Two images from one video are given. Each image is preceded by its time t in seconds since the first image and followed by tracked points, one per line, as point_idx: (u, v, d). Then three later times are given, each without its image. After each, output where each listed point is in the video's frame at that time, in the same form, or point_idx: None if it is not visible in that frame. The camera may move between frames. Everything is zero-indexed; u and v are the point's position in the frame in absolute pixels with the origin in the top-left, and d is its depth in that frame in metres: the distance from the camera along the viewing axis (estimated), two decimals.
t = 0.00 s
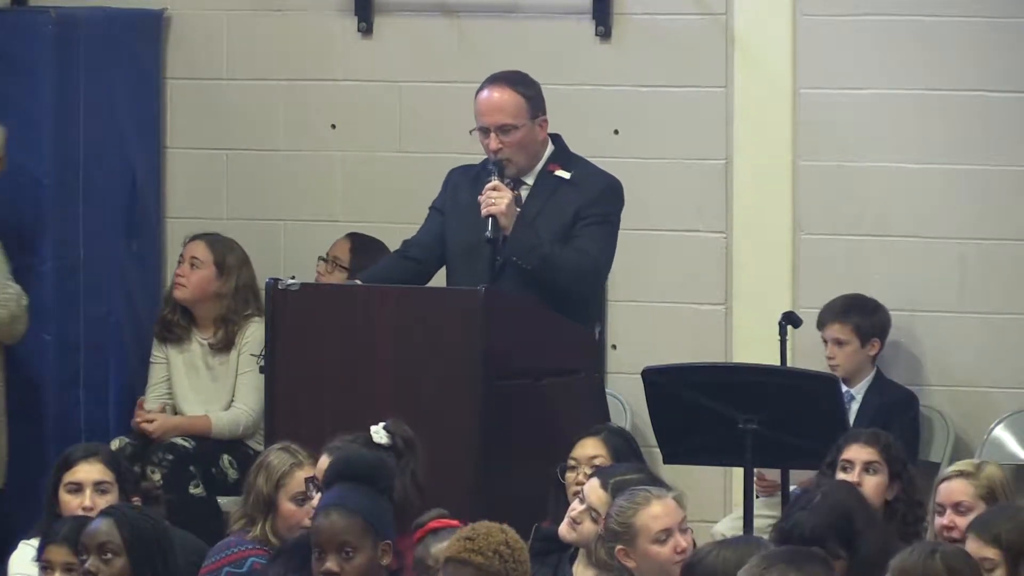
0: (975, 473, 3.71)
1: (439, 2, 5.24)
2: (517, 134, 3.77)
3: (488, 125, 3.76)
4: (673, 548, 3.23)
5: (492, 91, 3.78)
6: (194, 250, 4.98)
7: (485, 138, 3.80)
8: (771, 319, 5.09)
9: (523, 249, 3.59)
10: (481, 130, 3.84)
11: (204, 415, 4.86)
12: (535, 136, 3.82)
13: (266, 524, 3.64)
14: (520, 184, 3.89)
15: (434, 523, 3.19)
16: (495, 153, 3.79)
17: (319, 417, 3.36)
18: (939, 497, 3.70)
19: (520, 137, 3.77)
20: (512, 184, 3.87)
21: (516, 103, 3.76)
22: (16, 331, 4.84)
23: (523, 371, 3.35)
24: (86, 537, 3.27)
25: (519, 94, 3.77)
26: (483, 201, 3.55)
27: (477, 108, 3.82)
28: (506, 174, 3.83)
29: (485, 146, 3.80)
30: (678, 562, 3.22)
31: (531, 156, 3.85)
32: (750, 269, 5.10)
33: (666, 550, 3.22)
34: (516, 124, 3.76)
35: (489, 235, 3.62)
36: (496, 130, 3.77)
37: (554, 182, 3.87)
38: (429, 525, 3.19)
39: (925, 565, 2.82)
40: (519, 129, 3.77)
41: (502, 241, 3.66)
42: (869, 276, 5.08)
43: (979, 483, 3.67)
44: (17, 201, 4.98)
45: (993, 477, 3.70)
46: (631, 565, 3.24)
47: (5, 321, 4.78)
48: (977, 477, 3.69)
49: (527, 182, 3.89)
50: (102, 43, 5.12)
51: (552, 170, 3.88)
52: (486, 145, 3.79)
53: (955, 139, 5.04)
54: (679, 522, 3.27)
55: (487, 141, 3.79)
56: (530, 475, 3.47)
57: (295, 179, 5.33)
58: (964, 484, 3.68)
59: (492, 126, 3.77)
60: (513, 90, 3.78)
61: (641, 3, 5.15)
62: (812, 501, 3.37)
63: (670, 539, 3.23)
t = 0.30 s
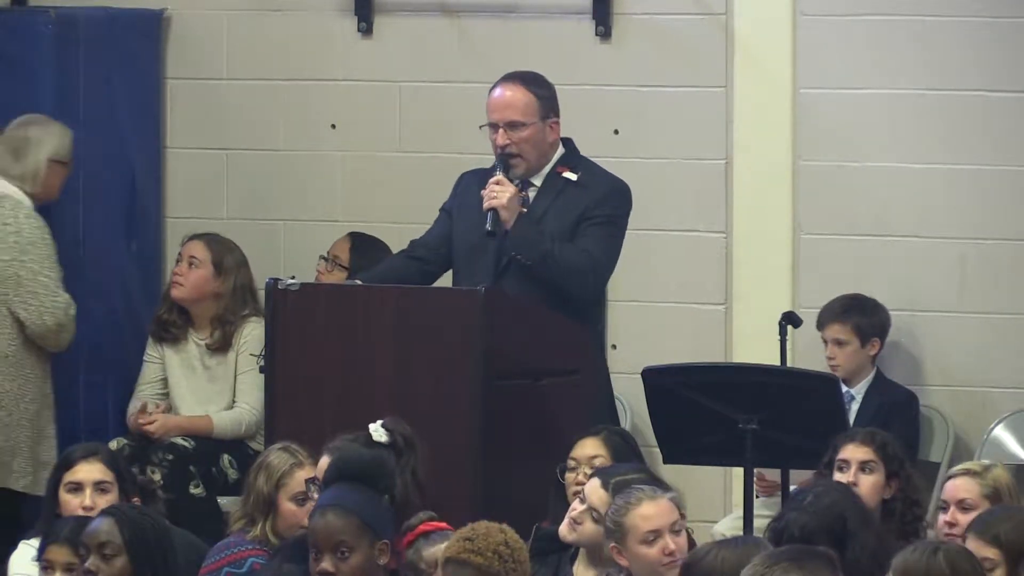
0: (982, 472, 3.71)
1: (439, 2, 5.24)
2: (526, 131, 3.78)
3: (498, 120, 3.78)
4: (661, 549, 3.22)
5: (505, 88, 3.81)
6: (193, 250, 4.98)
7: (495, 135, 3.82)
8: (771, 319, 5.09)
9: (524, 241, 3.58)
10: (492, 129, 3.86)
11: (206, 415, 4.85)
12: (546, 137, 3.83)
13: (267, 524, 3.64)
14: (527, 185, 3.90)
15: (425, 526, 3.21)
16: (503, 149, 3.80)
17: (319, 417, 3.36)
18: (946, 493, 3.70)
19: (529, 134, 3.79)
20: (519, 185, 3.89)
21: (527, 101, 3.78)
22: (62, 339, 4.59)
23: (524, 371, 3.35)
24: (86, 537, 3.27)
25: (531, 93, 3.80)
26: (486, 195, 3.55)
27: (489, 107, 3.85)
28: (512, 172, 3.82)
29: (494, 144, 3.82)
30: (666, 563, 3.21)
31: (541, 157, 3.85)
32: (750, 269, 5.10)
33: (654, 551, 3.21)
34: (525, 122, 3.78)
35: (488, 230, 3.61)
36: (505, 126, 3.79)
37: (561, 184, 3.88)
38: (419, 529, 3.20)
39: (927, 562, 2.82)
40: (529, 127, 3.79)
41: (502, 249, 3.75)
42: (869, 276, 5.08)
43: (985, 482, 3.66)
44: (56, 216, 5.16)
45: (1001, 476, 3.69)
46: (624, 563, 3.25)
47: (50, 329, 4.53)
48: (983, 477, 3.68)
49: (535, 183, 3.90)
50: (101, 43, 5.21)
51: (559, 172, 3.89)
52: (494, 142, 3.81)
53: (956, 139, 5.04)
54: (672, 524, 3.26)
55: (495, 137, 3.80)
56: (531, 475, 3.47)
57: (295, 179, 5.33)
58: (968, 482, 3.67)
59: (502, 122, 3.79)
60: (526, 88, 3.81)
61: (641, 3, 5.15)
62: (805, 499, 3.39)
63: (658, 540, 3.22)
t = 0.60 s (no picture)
0: (990, 476, 3.69)
1: (439, 2, 5.24)
2: (529, 129, 3.79)
3: (503, 116, 3.80)
4: (638, 554, 3.21)
5: (515, 85, 3.83)
6: (198, 247, 4.98)
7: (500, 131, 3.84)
8: (771, 319, 5.09)
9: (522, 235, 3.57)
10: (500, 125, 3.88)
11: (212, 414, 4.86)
12: (552, 136, 3.84)
13: (267, 524, 3.64)
14: (532, 185, 3.91)
15: (428, 526, 3.23)
16: (507, 146, 3.82)
17: (319, 417, 3.36)
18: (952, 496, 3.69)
19: (533, 133, 3.80)
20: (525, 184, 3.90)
21: (533, 99, 3.79)
22: (78, 348, 4.58)
23: (524, 371, 3.35)
24: (86, 537, 3.27)
25: (538, 92, 3.81)
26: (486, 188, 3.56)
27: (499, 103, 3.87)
28: (513, 169, 3.83)
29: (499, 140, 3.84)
30: (641, 568, 3.21)
31: (545, 156, 3.86)
32: (750, 269, 5.10)
33: (631, 555, 3.22)
34: (529, 121, 3.79)
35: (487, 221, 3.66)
36: (510, 123, 3.80)
37: (565, 185, 3.88)
38: (423, 530, 3.22)
39: (928, 564, 2.81)
40: (534, 126, 3.80)
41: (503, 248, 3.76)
42: (869, 276, 5.08)
43: (991, 486, 3.65)
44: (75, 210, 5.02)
45: (1007, 483, 3.67)
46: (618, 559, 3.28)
47: (69, 337, 4.52)
48: (990, 481, 3.67)
49: (539, 183, 3.91)
50: (101, 44, 5.15)
51: (564, 173, 3.89)
52: (499, 137, 3.82)
53: (956, 139, 5.04)
54: (657, 531, 3.22)
55: (500, 133, 3.82)
56: (531, 476, 3.47)
57: (296, 179, 5.33)
58: (975, 485, 3.66)
59: (507, 118, 3.80)
60: (534, 87, 3.82)
61: (641, 3, 5.15)
62: (802, 500, 3.40)
63: (638, 544, 3.21)
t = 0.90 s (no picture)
0: (993, 479, 3.68)
1: (439, 2, 5.24)
2: (530, 125, 3.80)
3: (504, 112, 3.81)
4: (633, 553, 3.22)
5: (520, 81, 3.83)
6: (205, 247, 5.00)
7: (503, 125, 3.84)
8: (771, 319, 5.09)
9: (516, 230, 3.57)
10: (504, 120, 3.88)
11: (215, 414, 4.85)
12: (554, 132, 3.84)
13: (267, 524, 3.63)
14: (532, 184, 3.92)
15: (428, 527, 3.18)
16: (507, 141, 3.82)
17: (318, 417, 3.35)
18: (954, 498, 3.68)
19: (534, 129, 3.80)
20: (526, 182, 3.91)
21: (535, 95, 3.79)
22: (88, 352, 4.57)
23: (524, 371, 3.34)
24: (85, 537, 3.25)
25: (541, 88, 3.81)
26: (484, 183, 3.58)
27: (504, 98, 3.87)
28: (513, 164, 3.83)
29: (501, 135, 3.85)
30: (635, 568, 3.21)
31: (547, 153, 3.86)
32: (750, 270, 5.10)
33: (626, 553, 3.23)
34: (531, 117, 3.79)
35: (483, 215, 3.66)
36: (512, 118, 3.81)
37: (565, 183, 3.89)
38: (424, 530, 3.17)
39: (929, 565, 2.79)
40: (536, 122, 3.80)
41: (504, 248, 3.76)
42: (869, 277, 5.08)
43: (993, 491, 3.63)
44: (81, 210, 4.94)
45: (1010, 486, 3.65)
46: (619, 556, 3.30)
47: (78, 340, 4.51)
48: (991, 485, 3.65)
49: (540, 181, 3.92)
50: (102, 43, 5.13)
51: (564, 172, 3.89)
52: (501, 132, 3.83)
53: (956, 139, 5.04)
54: (652, 531, 3.22)
55: (502, 127, 3.82)
56: (531, 476, 3.47)
57: (296, 179, 5.33)
58: (976, 488, 3.64)
59: (510, 113, 3.81)
60: (537, 83, 3.82)
61: (641, 3, 5.15)
62: (801, 500, 3.41)
63: (633, 544, 3.22)
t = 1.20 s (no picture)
0: (993, 481, 3.66)
1: (439, 2, 5.24)
2: (534, 122, 3.80)
3: (509, 108, 3.81)
4: (631, 552, 3.22)
5: (527, 79, 3.84)
6: (209, 247, 5.00)
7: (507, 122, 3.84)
8: (771, 319, 5.09)
9: (515, 226, 3.57)
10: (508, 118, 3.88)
11: (217, 415, 4.87)
12: (558, 131, 3.84)
13: (267, 524, 3.63)
14: (533, 182, 3.92)
15: (430, 527, 3.18)
16: (510, 137, 3.82)
17: (319, 417, 3.35)
18: (954, 498, 3.68)
19: (538, 126, 3.80)
20: (527, 181, 3.91)
21: (541, 93, 3.79)
22: (95, 354, 4.57)
23: (524, 371, 3.34)
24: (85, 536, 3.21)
25: (546, 87, 3.81)
26: (484, 179, 3.58)
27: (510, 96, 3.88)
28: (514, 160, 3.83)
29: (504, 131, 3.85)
30: (633, 567, 3.22)
31: (549, 151, 3.86)
32: (750, 270, 5.10)
33: (624, 552, 3.23)
34: (536, 114, 3.79)
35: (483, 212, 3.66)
36: (517, 115, 3.81)
37: (565, 183, 3.88)
38: (424, 530, 3.18)
39: (929, 564, 2.77)
40: (540, 119, 3.80)
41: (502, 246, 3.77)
42: (869, 277, 5.08)
43: (992, 493, 3.62)
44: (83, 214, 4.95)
45: (1008, 488, 3.63)
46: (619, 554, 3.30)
47: (85, 342, 4.51)
48: (990, 486, 3.64)
49: (541, 180, 3.92)
50: (103, 43, 5.14)
51: (565, 171, 3.89)
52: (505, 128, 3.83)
53: (956, 139, 5.04)
54: (650, 530, 3.22)
55: (506, 124, 3.82)
56: (531, 478, 3.47)
57: (296, 179, 5.33)
58: (975, 490, 3.63)
59: (514, 109, 3.81)
60: (544, 82, 3.82)
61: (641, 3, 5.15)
62: (801, 501, 3.41)
63: (631, 543, 3.22)
